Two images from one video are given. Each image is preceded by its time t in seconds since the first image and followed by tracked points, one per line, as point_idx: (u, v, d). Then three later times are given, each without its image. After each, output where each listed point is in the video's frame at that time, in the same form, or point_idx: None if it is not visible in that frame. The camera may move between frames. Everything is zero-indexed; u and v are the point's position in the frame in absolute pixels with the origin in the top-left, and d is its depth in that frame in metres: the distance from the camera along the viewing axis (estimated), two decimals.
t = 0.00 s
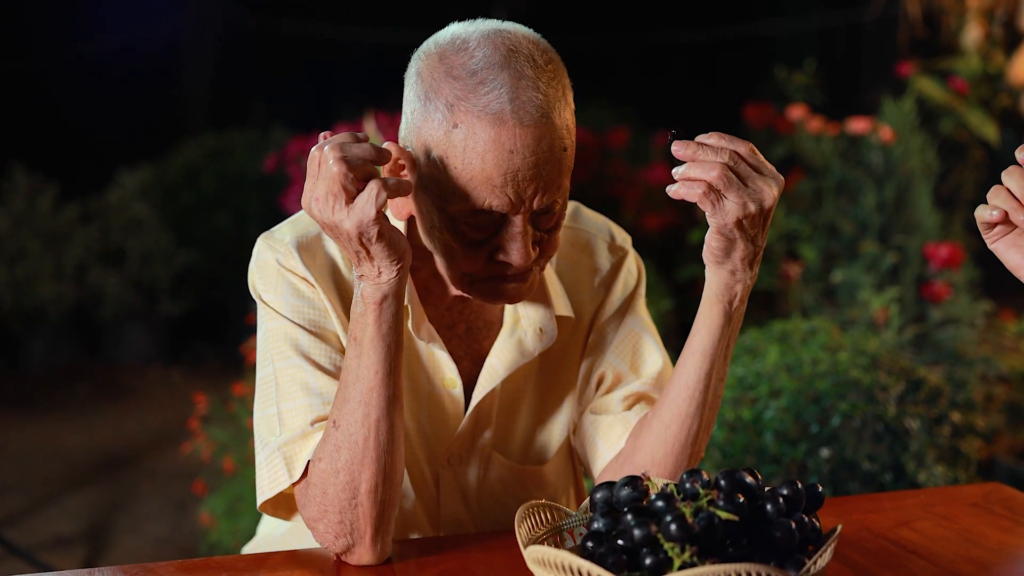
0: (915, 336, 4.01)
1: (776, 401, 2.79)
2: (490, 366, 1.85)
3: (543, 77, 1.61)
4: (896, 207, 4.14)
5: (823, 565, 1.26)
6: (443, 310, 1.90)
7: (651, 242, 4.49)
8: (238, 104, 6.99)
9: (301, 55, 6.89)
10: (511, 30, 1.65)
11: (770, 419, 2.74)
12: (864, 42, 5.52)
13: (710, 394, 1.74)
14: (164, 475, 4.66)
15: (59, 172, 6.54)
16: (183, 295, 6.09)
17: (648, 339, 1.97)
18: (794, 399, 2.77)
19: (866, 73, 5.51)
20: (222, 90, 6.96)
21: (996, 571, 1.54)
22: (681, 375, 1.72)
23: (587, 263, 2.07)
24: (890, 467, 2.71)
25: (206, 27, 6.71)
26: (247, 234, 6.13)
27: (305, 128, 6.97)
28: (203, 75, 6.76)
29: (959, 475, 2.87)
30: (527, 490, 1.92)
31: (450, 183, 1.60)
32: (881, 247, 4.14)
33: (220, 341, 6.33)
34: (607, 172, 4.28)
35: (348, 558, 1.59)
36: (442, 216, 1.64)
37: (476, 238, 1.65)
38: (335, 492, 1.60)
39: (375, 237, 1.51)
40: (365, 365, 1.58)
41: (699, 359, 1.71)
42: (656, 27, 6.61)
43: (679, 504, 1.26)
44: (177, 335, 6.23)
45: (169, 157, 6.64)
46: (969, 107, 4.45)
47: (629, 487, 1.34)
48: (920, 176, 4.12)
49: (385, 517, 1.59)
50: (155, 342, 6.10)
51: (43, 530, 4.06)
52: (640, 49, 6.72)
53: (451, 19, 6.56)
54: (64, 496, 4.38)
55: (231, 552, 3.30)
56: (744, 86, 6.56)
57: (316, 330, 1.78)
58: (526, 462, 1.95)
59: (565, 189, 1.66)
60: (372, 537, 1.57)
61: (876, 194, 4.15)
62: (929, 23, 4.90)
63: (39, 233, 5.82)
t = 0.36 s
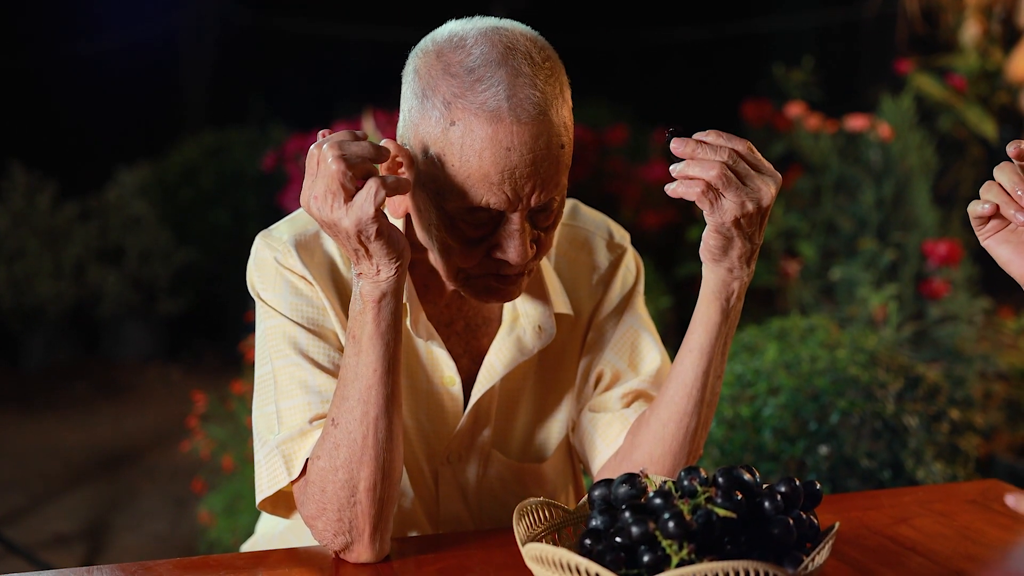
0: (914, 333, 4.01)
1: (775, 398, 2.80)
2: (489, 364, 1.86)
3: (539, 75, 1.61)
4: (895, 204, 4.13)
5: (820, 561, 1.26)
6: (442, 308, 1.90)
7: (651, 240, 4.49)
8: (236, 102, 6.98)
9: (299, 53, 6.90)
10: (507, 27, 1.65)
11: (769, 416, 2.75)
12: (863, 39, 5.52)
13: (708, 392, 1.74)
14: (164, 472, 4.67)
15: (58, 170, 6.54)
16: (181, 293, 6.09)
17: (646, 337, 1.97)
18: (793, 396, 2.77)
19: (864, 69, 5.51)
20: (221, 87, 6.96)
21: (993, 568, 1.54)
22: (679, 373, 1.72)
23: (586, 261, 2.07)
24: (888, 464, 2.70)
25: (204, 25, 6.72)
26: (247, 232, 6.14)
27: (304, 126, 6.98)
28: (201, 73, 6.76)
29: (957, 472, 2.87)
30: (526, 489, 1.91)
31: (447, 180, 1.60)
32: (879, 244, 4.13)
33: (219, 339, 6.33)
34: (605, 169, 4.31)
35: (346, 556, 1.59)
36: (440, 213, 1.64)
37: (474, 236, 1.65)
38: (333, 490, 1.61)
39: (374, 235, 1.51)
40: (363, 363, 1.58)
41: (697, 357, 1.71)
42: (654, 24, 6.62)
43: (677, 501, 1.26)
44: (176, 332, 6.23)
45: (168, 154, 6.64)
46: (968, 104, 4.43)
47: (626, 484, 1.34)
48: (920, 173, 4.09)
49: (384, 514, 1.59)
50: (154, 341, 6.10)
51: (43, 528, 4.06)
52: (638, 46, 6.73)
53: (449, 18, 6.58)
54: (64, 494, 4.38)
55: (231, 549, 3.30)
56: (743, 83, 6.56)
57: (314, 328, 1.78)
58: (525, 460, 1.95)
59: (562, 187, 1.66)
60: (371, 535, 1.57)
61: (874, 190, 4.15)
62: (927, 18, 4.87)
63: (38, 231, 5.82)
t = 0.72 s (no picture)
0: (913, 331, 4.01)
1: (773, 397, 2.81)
2: (487, 363, 1.86)
3: (534, 73, 1.61)
4: (893, 202, 4.14)
5: (819, 559, 1.26)
6: (439, 306, 1.90)
7: (649, 238, 4.50)
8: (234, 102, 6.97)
9: (299, 52, 6.91)
10: (502, 25, 1.65)
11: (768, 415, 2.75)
12: (861, 37, 5.52)
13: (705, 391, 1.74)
14: (162, 471, 4.67)
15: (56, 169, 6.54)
16: (180, 292, 6.09)
17: (643, 335, 1.97)
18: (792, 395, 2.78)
19: (862, 68, 5.51)
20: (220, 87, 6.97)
21: (991, 565, 1.54)
22: (675, 372, 1.72)
23: (583, 260, 2.07)
24: (887, 462, 2.68)
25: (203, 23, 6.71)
26: (246, 231, 6.13)
27: (304, 125, 6.99)
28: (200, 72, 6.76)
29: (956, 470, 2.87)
30: (524, 488, 1.91)
31: (443, 178, 1.60)
32: (878, 242, 4.12)
33: (219, 338, 6.33)
34: (604, 168, 4.30)
35: (345, 556, 1.59)
36: (436, 212, 1.64)
37: (469, 234, 1.65)
38: (331, 490, 1.61)
39: (370, 234, 1.51)
40: (361, 362, 1.58)
41: (694, 355, 1.71)
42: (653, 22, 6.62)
43: (675, 499, 1.26)
44: (175, 332, 6.23)
45: (166, 154, 6.64)
46: (967, 102, 4.45)
47: (625, 483, 1.35)
48: (918, 171, 4.11)
49: (382, 514, 1.59)
50: (153, 340, 6.10)
51: (42, 527, 4.06)
52: (637, 45, 6.72)
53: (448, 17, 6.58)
54: (63, 493, 4.38)
55: (230, 549, 3.31)
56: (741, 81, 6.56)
57: (312, 327, 1.78)
58: (524, 459, 1.95)
59: (558, 185, 1.66)
60: (370, 534, 1.57)
61: (873, 189, 4.14)
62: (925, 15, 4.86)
63: (37, 230, 5.81)
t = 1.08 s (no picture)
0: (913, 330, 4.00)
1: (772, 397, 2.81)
2: (485, 363, 1.86)
3: (531, 73, 1.60)
4: (893, 201, 4.13)
5: (819, 560, 1.26)
6: (438, 306, 1.90)
7: (648, 238, 4.50)
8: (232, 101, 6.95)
9: (297, 52, 6.91)
10: (500, 26, 1.65)
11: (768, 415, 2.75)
12: (861, 36, 5.51)
13: (702, 389, 1.73)
14: (160, 471, 4.66)
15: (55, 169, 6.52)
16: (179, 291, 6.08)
17: (642, 335, 1.97)
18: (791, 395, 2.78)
19: (861, 67, 5.50)
20: (218, 86, 6.96)
21: (991, 566, 1.54)
22: (673, 370, 1.72)
23: (582, 260, 2.07)
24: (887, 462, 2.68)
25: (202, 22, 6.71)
26: (245, 231, 6.13)
27: (302, 125, 6.99)
28: (198, 71, 6.74)
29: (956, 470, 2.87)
30: (524, 488, 1.91)
31: (440, 179, 1.60)
32: (877, 241, 4.12)
33: (218, 338, 6.33)
34: (603, 167, 4.29)
35: (344, 556, 1.59)
36: (434, 212, 1.64)
37: (468, 235, 1.65)
38: (331, 490, 1.61)
39: (368, 235, 1.51)
40: (359, 362, 1.58)
41: (691, 355, 1.71)
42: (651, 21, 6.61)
43: (675, 499, 1.26)
44: (174, 331, 6.22)
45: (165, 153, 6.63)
46: (966, 102, 4.44)
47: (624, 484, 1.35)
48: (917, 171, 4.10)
49: (381, 514, 1.59)
50: (152, 340, 6.10)
51: (40, 526, 4.06)
52: (636, 44, 6.69)
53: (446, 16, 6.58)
54: (61, 493, 4.38)
55: (228, 549, 3.30)
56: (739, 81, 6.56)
57: (311, 328, 1.78)
58: (523, 459, 1.95)
59: (557, 185, 1.66)
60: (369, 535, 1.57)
61: (872, 188, 4.14)
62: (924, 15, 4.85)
63: (36, 230, 5.81)
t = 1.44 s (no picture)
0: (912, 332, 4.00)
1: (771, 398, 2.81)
2: (482, 363, 1.86)
3: (528, 73, 1.60)
4: (893, 203, 4.13)
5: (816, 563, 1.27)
6: (436, 305, 1.90)
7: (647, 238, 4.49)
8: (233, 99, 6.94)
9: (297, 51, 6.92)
10: (497, 26, 1.65)
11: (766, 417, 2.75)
12: (862, 38, 5.51)
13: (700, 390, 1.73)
14: (158, 469, 4.66)
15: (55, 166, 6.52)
16: (180, 289, 6.08)
17: (639, 336, 1.97)
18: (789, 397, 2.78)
19: (862, 69, 5.50)
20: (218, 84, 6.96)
21: (989, 569, 1.54)
22: (670, 371, 1.72)
23: (580, 260, 2.07)
24: (885, 464, 2.68)
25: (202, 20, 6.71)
26: (244, 229, 6.12)
27: (302, 123, 6.99)
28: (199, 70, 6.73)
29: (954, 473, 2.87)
30: (522, 488, 1.91)
31: (437, 178, 1.60)
32: (877, 243, 4.11)
33: (217, 336, 6.34)
34: (603, 167, 4.29)
35: (341, 555, 1.59)
36: (431, 212, 1.64)
37: (465, 234, 1.65)
38: (328, 489, 1.61)
39: (366, 234, 1.51)
40: (357, 361, 1.59)
41: (688, 355, 1.71)
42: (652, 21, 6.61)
43: (678, 510, 1.25)
44: (173, 329, 6.22)
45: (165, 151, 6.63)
46: (966, 104, 4.42)
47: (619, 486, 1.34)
48: (917, 173, 4.10)
49: (379, 514, 1.59)
50: (152, 337, 6.10)
51: (38, 523, 4.06)
52: (637, 45, 6.67)
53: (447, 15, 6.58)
54: (58, 490, 4.38)
55: (225, 547, 3.30)
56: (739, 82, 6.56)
57: (309, 327, 1.78)
58: (520, 459, 1.95)
59: (554, 185, 1.66)
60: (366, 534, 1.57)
61: (872, 190, 4.13)
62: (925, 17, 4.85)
63: (35, 227, 5.81)
